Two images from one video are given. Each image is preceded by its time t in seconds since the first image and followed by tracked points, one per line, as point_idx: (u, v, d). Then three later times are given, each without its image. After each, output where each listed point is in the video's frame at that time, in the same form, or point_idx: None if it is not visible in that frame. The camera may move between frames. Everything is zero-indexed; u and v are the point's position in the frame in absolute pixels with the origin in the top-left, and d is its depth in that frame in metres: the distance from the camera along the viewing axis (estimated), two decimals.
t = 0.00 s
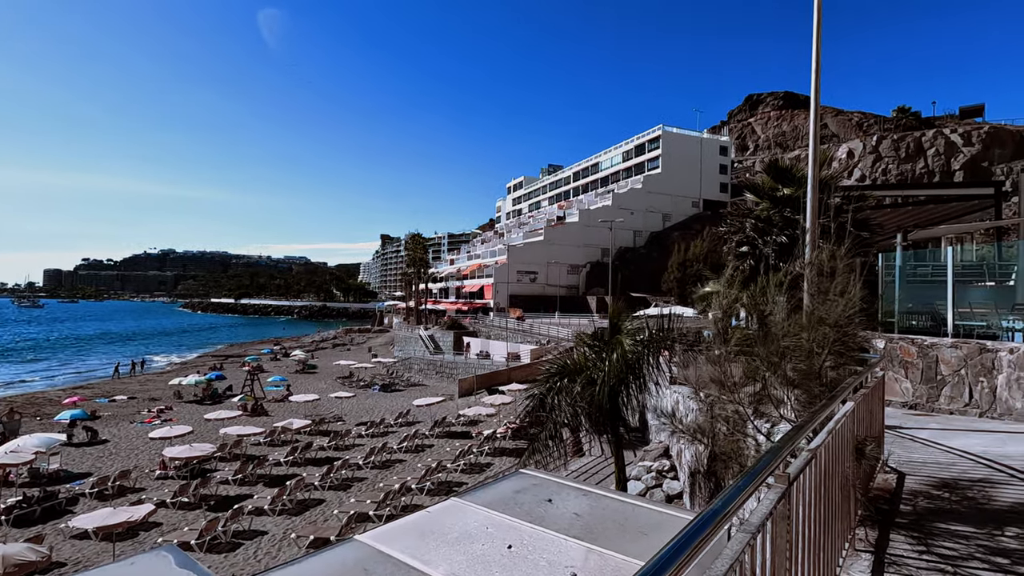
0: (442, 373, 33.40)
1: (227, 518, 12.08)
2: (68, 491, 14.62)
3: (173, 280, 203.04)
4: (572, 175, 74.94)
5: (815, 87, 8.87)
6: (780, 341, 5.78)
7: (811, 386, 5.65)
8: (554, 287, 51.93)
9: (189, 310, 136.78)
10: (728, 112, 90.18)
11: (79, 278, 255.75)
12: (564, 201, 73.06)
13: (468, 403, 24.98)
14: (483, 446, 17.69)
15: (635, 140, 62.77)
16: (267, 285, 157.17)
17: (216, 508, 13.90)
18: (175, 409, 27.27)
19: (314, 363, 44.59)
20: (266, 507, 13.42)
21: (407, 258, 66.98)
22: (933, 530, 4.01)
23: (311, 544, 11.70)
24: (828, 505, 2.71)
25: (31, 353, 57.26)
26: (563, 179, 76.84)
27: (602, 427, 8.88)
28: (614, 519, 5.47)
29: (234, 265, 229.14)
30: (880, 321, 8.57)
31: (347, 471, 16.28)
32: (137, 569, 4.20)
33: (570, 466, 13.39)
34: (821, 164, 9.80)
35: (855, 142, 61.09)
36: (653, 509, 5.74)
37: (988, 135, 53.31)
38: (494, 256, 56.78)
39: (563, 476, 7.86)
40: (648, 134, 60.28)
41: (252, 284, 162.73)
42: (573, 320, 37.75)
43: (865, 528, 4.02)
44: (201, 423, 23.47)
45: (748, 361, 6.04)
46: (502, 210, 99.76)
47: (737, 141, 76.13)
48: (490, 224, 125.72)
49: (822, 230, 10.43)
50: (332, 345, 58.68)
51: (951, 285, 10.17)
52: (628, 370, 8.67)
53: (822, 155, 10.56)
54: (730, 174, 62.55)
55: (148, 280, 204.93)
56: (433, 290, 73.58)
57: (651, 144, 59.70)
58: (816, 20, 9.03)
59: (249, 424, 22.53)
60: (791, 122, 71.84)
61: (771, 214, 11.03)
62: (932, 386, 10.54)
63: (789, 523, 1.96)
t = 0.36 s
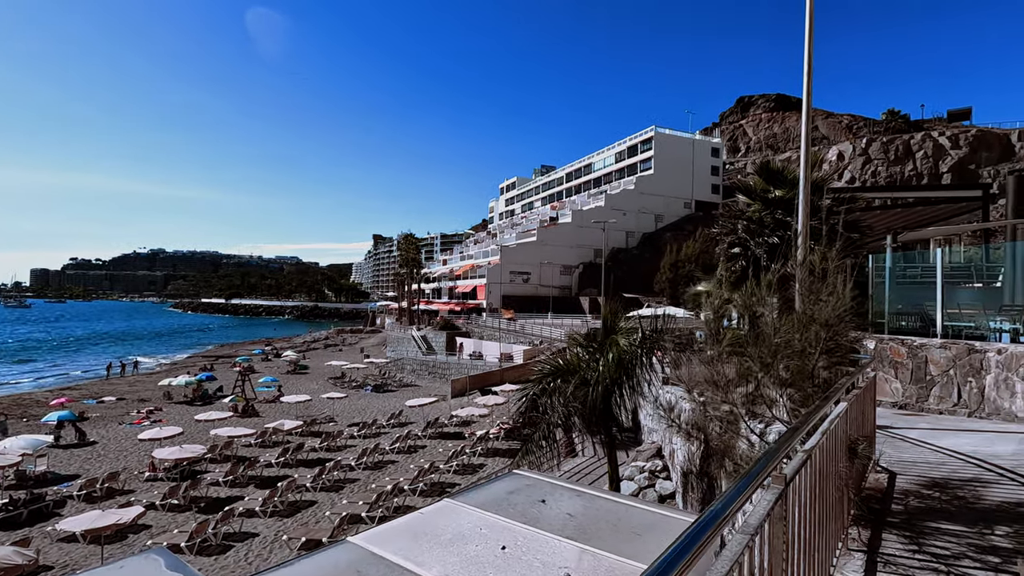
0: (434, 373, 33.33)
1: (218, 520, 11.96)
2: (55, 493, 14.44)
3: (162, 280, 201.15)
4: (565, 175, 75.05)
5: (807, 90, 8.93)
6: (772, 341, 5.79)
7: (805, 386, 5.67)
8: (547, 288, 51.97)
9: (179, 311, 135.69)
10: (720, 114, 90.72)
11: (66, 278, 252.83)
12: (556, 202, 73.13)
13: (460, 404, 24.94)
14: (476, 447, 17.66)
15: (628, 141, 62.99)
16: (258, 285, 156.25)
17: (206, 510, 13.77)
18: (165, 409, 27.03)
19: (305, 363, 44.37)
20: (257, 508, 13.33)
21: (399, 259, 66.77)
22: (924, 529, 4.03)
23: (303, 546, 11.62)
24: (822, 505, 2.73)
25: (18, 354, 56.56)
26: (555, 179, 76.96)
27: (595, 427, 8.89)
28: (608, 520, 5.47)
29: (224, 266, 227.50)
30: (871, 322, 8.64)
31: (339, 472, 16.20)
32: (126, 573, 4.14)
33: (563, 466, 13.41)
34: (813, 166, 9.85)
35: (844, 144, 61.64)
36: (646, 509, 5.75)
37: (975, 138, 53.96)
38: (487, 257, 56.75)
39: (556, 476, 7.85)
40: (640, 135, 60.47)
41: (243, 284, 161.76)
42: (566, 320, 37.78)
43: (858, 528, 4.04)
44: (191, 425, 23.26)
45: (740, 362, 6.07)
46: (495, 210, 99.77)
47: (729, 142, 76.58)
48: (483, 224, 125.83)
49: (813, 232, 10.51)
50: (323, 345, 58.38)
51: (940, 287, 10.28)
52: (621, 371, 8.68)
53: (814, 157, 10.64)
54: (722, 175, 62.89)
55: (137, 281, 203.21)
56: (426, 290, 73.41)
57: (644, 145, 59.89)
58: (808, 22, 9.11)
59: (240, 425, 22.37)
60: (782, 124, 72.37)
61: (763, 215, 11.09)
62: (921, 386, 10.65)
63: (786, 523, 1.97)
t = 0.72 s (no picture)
0: (429, 373, 33.28)
1: (211, 522, 11.87)
2: (45, 495, 14.28)
3: (154, 279, 199.64)
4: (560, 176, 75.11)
5: (804, 92, 8.96)
6: (772, 342, 5.79)
7: (804, 387, 5.68)
8: (541, 288, 51.96)
9: (171, 311, 134.70)
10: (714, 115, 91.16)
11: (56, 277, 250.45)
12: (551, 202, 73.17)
13: (455, 404, 24.92)
14: (471, 447, 17.63)
15: (623, 142, 63.14)
16: (251, 285, 155.54)
17: (199, 512, 13.67)
18: (157, 410, 26.82)
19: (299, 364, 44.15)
20: (251, 510, 13.25)
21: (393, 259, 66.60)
22: (923, 530, 4.05)
23: (297, 548, 11.54)
24: (826, 505, 2.73)
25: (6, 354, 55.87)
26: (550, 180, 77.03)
27: (592, 427, 8.87)
28: (605, 521, 5.45)
29: (217, 265, 226.16)
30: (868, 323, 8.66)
31: (334, 472, 16.13)
32: None
33: (559, 466, 13.39)
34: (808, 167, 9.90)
35: (837, 146, 62.09)
36: (644, 510, 5.74)
37: (966, 141, 54.55)
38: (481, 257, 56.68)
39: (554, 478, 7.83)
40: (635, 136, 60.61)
41: (236, 283, 160.80)
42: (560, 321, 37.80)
43: (857, 529, 4.05)
44: (184, 425, 23.10)
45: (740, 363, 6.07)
46: (490, 211, 99.69)
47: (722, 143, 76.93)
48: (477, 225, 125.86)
49: (808, 233, 10.55)
50: (317, 346, 58.14)
51: (933, 287, 10.34)
52: (617, 371, 8.67)
53: (809, 159, 10.70)
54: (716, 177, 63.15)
55: (129, 280, 201.68)
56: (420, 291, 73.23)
57: (639, 146, 60.04)
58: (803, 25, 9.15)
59: (233, 425, 22.24)
60: (776, 126, 72.80)
61: (758, 216, 11.13)
62: (915, 386, 10.73)
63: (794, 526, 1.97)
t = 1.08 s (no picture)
0: (428, 373, 33.24)
1: (211, 522, 11.83)
2: (43, 496, 14.21)
3: (151, 279, 199.13)
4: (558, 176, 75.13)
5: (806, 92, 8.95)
6: (779, 344, 5.73)
7: (811, 388, 5.64)
8: (540, 288, 51.94)
9: (168, 311, 134.38)
10: (713, 116, 91.29)
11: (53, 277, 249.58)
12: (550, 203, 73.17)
13: (454, 404, 24.90)
14: (471, 448, 17.59)
15: (621, 142, 63.18)
16: (249, 285, 155.34)
17: (198, 512, 13.62)
18: (155, 410, 26.74)
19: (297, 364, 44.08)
20: (250, 510, 13.20)
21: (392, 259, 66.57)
22: (929, 532, 4.04)
23: (297, 548, 11.51)
24: (836, 510, 2.71)
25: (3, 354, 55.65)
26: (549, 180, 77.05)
27: (593, 428, 8.82)
28: (608, 522, 5.42)
29: (214, 265, 225.68)
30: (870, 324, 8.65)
31: (333, 473, 16.08)
32: None
33: (558, 467, 13.36)
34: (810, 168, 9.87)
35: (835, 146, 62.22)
36: (646, 511, 5.71)
37: (963, 142, 54.73)
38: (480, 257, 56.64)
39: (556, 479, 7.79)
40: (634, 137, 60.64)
41: (234, 283, 160.55)
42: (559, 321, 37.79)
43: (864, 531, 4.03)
44: (182, 425, 23.03)
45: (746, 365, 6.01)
46: (488, 211, 99.64)
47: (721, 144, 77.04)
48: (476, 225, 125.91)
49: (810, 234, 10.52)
50: (315, 346, 58.07)
51: (934, 288, 10.31)
52: (618, 373, 8.62)
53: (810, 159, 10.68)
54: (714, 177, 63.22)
55: (127, 280, 201.26)
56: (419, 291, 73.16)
57: (637, 146, 60.08)
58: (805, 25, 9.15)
59: (231, 426, 22.19)
60: (774, 127, 72.96)
61: (759, 217, 11.10)
62: (916, 387, 10.75)
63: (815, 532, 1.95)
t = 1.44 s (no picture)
0: (431, 373, 33.21)
1: (215, 522, 11.81)
2: (49, 495, 14.23)
3: (154, 280, 199.50)
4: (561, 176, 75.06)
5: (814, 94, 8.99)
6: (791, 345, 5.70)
7: (826, 389, 5.60)
8: (543, 288, 51.90)
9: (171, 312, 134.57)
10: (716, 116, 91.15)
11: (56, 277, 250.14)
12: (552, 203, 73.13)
13: (458, 404, 24.87)
14: (475, 448, 17.57)
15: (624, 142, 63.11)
16: (251, 285, 155.53)
17: (203, 512, 13.63)
18: (159, 410, 26.77)
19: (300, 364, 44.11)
20: (254, 510, 13.19)
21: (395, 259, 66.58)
22: (946, 534, 4.00)
23: (302, 548, 11.50)
24: (858, 513, 2.70)
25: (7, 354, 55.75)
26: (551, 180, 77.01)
27: (599, 429, 8.78)
28: (616, 523, 5.39)
29: (217, 266, 226.03)
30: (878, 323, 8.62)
31: (337, 473, 16.08)
32: None
33: (564, 468, 13.33)
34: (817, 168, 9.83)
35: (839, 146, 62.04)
36: (655, 512, 5.68)
37: (968, 142, 54.53)
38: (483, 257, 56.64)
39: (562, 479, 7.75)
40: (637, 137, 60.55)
41: (237, 283, 160.87)
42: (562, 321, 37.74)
43: (881, 533, 4.00)
44: (187, 425, 23.04)
45: (758, 366, 5.97)
46: (491, 211, 99.56)
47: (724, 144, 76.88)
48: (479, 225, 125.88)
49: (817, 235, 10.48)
50: (318, 346, 58.10)
51: (942, 290, 10.28)
52: (625, 373, 8.59)
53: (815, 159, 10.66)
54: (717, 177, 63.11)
55: (130, 280, 201.72)
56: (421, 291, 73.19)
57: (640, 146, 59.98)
58: (814, 24, 9.12)
59: (235, 425, 22.20)
60: (777, 126, 72.76)
61: (765, 217, 11.07)
62: (925, 388, 10.74)
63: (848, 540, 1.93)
